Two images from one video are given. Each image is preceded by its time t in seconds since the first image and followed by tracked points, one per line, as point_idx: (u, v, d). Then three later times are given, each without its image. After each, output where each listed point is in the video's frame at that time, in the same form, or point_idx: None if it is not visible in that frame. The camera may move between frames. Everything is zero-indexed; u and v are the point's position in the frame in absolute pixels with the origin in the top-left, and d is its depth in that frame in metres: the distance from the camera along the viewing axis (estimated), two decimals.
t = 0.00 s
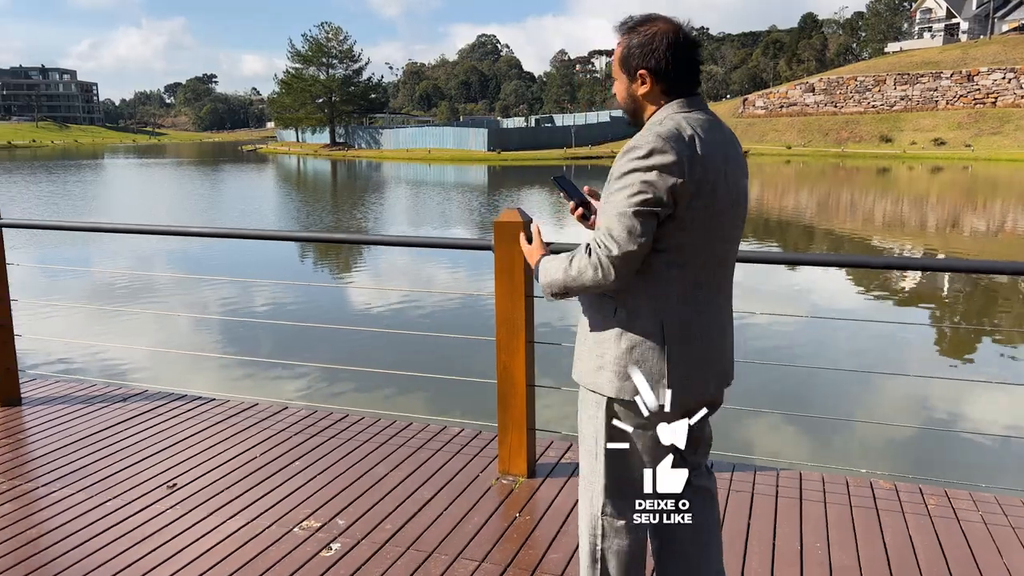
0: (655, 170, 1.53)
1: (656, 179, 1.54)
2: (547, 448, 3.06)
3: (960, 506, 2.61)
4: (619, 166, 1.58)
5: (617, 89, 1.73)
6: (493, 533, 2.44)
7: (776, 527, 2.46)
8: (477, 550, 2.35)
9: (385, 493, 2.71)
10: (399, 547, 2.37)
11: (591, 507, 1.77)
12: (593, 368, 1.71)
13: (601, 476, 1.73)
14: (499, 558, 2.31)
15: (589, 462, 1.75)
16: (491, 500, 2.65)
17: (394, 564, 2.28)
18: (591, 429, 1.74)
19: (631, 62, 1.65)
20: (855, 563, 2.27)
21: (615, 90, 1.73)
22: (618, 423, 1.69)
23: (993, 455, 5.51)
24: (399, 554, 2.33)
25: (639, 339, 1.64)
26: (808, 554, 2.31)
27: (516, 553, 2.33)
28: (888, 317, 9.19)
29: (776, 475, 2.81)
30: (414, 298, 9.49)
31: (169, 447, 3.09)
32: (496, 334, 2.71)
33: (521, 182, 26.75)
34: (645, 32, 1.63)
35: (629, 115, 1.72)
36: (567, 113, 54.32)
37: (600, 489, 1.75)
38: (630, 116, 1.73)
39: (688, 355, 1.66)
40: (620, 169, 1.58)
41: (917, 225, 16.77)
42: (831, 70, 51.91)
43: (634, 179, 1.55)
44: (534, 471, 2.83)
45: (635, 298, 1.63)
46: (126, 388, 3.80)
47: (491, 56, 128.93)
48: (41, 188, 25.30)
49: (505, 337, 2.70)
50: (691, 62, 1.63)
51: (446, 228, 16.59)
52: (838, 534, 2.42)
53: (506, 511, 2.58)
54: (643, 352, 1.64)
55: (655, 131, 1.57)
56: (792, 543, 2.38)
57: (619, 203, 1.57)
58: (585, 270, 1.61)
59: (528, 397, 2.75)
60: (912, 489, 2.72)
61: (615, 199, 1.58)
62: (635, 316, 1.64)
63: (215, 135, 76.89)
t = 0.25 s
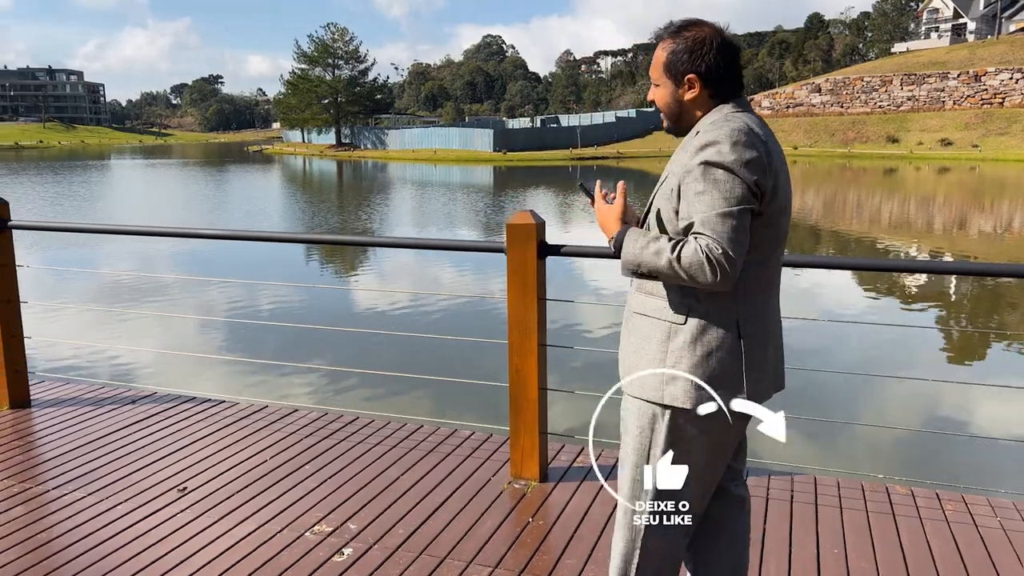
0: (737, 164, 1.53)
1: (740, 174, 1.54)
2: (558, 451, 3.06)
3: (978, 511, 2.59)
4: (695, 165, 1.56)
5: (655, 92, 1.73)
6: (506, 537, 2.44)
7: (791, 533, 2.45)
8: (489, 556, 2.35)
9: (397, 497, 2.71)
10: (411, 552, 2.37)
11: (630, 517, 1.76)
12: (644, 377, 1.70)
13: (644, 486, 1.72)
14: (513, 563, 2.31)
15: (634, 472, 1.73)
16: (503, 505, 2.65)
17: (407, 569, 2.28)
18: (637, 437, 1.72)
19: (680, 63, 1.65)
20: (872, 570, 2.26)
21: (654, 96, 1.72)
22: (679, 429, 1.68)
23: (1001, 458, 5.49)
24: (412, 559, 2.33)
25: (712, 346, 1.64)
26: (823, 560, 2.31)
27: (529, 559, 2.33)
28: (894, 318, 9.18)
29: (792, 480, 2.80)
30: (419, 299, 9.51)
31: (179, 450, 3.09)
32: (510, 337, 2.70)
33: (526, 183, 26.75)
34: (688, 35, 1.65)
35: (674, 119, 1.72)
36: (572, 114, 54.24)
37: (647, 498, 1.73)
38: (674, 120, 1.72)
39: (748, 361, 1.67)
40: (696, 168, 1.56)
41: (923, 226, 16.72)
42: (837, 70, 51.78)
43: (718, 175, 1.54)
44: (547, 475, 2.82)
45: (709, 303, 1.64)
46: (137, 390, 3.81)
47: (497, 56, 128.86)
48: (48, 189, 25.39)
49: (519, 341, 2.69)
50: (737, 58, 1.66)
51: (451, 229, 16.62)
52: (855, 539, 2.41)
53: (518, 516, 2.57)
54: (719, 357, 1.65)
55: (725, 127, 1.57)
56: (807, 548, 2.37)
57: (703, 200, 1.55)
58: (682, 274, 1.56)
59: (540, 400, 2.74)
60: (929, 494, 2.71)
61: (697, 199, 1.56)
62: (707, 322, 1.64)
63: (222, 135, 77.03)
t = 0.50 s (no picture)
0: (798, 170, 1.54)
1: (801, 176, 1.55)
2: (566, 453, 3.07)
3: (987, 513, 2.59)
4: (751, 171, 1.55)
5: (687, 93, 1.73)
6: (516, 540, 2.44)
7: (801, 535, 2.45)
8: (499, 558, 2.35)
9: (406, 499, 2.71)
10: (421, 555, 2.37)
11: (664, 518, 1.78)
12: (682, 384, 1.70)
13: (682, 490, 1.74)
14: (522, 566, 2.31)
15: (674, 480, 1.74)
16: (511, 508, 2.64)
17: (417, 571, 2.28)
18: (677, 446, 1.73)
19: (724, 62, 1.65)
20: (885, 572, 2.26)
21: (690, 95, 1.71)
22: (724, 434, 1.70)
23: (1002, 458, 5.50)
24: (422, 561, 2.34)
25: (762, 352, 1.65)
26: (833, 562, 2.31)
27: (539, 562, 2.33)
28: (894, 319, 9.18)
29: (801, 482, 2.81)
30: (419, 300, 9.51)
31: (185, 453, 3.10)
32: (519, 340, 2.71)
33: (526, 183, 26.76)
34: (726, 35, 1.66)
35: (712, 120, 1.71)
36: (572, 114, 54.25)
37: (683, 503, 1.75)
38: (711, 122, 1.72)
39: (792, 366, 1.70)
40: (752, 174, 1.56)
41: (923, 227, 16.71)
42: (837, 71, 51.79)
43: (778, 178, 1.54)
44: (555, 477, 2.83)
45: (760, 310, 1.64)
46: (142, 392, 3.82)
47: (497, 57, 128.81)
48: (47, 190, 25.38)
49: (526, 344, 2.70)
50: (774, 59, 1.69)
51: (451, 229, 16.63)
52: (866, 541, 2.42)
53: (526, 518, 2.57)
54: (773, 360, 1.66)
55: (778, 132, 1.57)
56: (819, 551, 2.37)
57: (763, 205, 1.55)
58: (751, 281, 1.54)
59: (548, 402, 2.75)
60: (938, 496, 2.71)
61: (757, 204, 1.55)
62: (756, 330, 1.65)
63: (222, 135, 77.05)
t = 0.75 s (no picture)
0: (831, 176, 1.53)
1: (834, 183, 1.54)
2: (573, 454, 3.06)
3: (994, 513, 2.59)
4: (784, 176, 1.54)
5: (707, 94, 1.73)
6: (526, 541, 2.44)
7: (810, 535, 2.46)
8: (509, 559, 2.35)
9: (415, 500, 2.71)
10: (432, 556, 2.37)
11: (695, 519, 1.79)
12: (708, 391, 1.69)
13: (710, 494, 1.73)
14: (533, 566, 2.31)
15: (708, 486, 1.73)
16: (519, 509, 2.64)
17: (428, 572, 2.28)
18: (709, 452, 1.71)
19: (753, 63, 1.64)
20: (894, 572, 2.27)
21: (714, 96, 1.70)
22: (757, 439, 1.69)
23: (999, 458, 5.51)
24: (433, 562, 2.34)
25: (791, 356, 1.65)
26: (843, 562, 2.31)
27: (549, 564, 2.32)
28: (891, 319, 9.20)
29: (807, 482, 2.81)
30: (417, 301, 9.51)
31: (192, 454, 3.09)
32: (527, 341, 2.71)
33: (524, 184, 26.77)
34: (754, 36, 1.64)
35: (737, 122, 1.70)
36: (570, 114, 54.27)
37: (712, 506, 1.75)
38: (736, 123, 1.70)
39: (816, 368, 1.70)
40: (785, 179, 1.54)
41: (920, 227, 16.74)
42: (834, 71, 51.88)
43: (812, 185, 1.53)
44: (563, 478, 2.82)
45: (789, 316, 1.64)
46: (147, 393, 3.81)
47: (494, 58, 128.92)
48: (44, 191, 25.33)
49: (535, 347, 2.70)
50: (800, 62, 1.68)
51: (449, 230, 16.64)
52: (875, 542, 2.42)
53: (535, 519, 2.57)
54: (802, 364, 1.67)
55: (810, 138, 1.56)
56: (827, 550, 2.38)
57: (796, 211, 1.54)
58: (787, 287, 1.53)
59: (556, 403, 2.75)
60: (945, 496, 2.71)
61: (790, 210, 1.54)
62: (785, 336, 1.64)
63: (219, 135, 76.94)
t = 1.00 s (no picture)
0: (848, 177, 1.52)
1: (850, 182, 1.53)
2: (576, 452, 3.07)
3: (993, 508, 2.61)
4: (800, 177, 1.52)
5: (713, 87, 1.73)
6: (531, 538, 2.45)
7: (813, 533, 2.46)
8: (517, 556, 2.35)
9: (421, 497, 2.72)
10: (438, 552, 2.38)
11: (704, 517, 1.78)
12: (717, 395, 1.68)
13: (722, 497, 1.73)
14: (539, 563, 2.31)
15: (719, 485, 1.72)
16: (524, 506, 2.64)
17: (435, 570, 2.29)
18: (718, 456, 1.72)
19: (768, 60, 1.64)
20: (899, 568, 2.27)
21: (725, 91, 1.69)
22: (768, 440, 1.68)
23: (990, 454, 5.55)
24: (440, 559, 2.34)
25: (801, 358, 1.64)
26: (846, 557, 2.33)
27: (555, 561, 2.32)
28: (883, 317, 9.24)
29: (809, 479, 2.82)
30: (411, 300, 9.51)
31: (196, 453, 3.09)
32: (531, 338, 2.71)
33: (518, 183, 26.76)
34: (770, 31, 1.64)
35: (747, 118, 1.70)
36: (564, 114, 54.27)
37: (723, 506, 1.74)
38: (745, 120, 1.70)
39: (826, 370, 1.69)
40: (801, 180, 1.53)
41: (912, 226, 16.80)
42: (828, 71, 52.03)
43: (829, 186, 1.52)
44: (567, 476, 2.83)
45: (800, 318, 1.63)
46: (149, 393, 3.81)
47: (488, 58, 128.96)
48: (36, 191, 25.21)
49: (539, 345, 2.71)
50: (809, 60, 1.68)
51: (443, 229, 16.64)
52: (877, 537, 2.43)
53: (540, 517, 2.57)
54: (813, 365, 1.66)
55: (827, 137, 1.55)
56: (830, 548, 2.38)
57: (813, 211, 1.52)
58: (803, 290, 1.51)
59: (560, 401, 2.76)
60: (945, 491, 2.72)
61: (807, 210, 1.53)
62: (794, 338, 1.64)
63: (212, 136, 76.74)
